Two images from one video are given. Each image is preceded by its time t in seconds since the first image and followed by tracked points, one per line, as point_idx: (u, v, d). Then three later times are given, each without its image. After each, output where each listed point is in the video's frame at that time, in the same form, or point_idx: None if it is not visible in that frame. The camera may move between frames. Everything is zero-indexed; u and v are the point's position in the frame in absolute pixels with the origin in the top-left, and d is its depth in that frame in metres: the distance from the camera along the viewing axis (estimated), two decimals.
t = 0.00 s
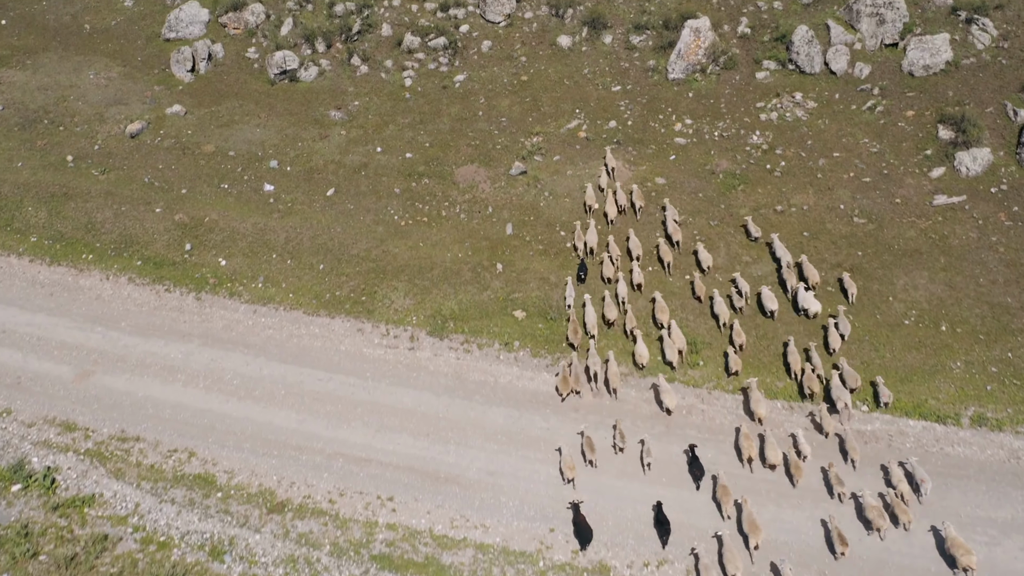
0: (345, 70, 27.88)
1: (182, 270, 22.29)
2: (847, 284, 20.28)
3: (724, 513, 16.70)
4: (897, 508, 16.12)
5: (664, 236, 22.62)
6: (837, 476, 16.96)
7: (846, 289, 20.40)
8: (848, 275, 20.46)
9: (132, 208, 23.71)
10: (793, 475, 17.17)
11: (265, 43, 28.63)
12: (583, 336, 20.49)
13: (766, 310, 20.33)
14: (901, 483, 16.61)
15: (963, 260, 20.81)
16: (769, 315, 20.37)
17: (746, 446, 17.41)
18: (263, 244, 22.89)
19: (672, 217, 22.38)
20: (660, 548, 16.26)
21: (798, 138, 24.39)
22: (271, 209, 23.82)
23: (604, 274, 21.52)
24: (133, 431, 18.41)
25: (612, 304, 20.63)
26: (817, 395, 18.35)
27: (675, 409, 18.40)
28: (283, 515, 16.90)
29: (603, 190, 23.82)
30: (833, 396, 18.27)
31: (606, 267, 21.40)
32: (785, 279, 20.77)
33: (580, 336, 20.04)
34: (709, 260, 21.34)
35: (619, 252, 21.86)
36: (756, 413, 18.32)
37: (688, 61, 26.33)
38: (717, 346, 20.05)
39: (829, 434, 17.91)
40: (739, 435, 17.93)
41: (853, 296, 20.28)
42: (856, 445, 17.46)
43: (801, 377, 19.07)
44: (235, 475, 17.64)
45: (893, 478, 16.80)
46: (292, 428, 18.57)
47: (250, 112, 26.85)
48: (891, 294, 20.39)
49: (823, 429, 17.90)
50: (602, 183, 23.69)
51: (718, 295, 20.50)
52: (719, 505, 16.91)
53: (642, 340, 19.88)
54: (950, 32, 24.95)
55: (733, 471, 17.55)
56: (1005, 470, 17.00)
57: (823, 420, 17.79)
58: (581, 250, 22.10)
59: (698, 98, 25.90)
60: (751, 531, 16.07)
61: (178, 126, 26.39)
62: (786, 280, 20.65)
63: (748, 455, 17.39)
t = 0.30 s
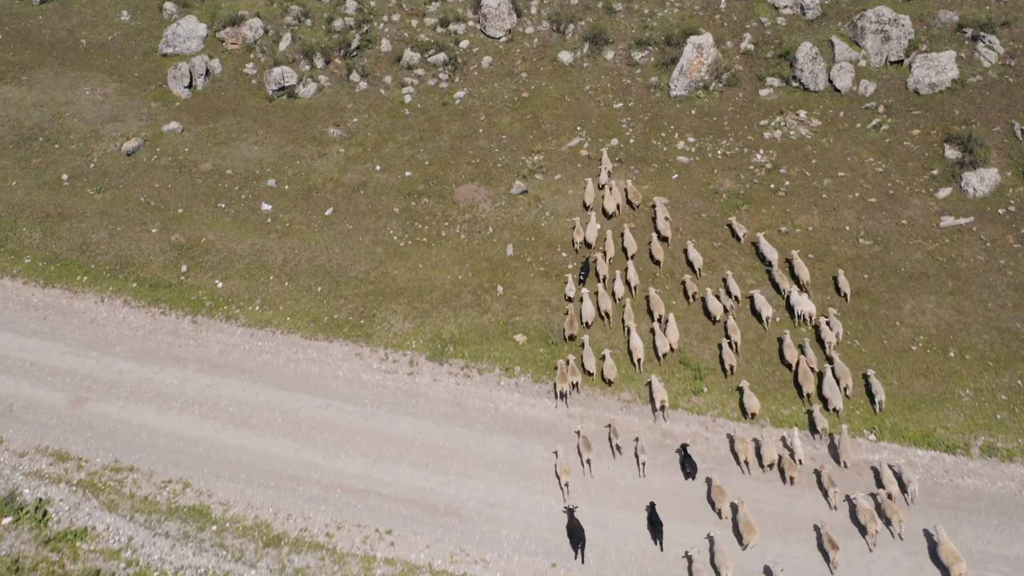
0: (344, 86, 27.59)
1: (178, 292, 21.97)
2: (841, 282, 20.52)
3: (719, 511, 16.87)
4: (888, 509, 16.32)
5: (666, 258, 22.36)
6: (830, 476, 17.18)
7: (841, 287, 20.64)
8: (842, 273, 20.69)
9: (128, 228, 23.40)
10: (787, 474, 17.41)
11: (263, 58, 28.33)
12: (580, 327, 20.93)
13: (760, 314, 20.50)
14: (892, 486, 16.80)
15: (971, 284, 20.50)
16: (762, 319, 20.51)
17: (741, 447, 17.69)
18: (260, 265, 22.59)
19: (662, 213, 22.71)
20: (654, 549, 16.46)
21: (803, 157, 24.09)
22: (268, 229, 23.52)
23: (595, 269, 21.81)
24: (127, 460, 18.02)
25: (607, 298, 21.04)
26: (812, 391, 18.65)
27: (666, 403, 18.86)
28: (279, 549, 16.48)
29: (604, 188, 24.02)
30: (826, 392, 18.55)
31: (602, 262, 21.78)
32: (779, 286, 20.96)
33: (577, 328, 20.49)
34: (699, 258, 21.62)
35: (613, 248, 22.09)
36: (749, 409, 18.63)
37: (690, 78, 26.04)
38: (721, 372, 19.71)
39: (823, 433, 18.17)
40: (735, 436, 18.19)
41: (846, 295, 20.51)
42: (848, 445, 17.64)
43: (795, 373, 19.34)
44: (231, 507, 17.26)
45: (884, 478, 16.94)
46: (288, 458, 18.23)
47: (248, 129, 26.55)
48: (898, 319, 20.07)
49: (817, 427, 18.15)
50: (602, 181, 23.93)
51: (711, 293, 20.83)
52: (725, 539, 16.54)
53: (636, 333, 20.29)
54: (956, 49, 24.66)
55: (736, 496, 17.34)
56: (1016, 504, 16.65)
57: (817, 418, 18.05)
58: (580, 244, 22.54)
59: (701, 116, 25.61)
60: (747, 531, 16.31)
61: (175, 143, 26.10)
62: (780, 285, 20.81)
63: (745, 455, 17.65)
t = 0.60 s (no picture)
0: (342, 108, 27.25)
1: (173, 322, 21.58)
2: (832, 284, 20.79)
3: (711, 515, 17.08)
4: (875, 512, 16.51)
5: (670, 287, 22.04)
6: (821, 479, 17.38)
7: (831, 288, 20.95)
8: (833, 276, 20.99)
9: (123, 256, 23.02)
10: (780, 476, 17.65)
11: (260, 79, 27.99)
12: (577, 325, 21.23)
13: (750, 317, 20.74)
14: (879, 489, 17.01)
15: (981, 315, 20.10)
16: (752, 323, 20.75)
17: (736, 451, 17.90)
18: (257, 294, 22.22)
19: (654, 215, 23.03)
20: (644, 549, 16.73)
21: (808, 182, 23.73)
22: (265, 256, 23.16)
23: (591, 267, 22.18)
24: (119, 501, 17.58)
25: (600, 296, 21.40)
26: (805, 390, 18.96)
27: (658, 401, 19.11)
28: None
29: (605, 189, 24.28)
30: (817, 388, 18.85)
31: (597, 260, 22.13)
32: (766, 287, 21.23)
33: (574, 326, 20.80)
34: (687, 260, 21.88)
35: (611, 246, 22.33)
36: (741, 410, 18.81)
37: (693, 100, 25.70)
38: (727, 407, 19.26)
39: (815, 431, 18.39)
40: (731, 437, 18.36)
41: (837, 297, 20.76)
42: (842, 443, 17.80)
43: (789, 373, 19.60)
44: (225, 550, 16.77)
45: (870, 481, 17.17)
46: (284, 497, 17.77)
47: (245, 152, 26.22)
48: (907, 352, 19.68)
49: (808, 427, 18.37)
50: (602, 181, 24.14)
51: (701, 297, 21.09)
52: None
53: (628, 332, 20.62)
54: (963, 72, 24.31)
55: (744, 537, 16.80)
56: None
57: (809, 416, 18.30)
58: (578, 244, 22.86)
59: (704, 139, 25.27)
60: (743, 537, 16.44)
61: (171, 167, 25.75)
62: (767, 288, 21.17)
63: (739, 458, 17.86)
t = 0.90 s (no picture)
0: (341, 126, 26.98)
1: (168, 347, 21.26)
2: (820, 284, 21.07)
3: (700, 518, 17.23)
4: (862, 512, 16.71)
5: (672, 311, 21.75)
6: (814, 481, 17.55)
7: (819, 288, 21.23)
8: (820, 276, 21.25)
9: (118, 278, 22.72)
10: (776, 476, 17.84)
11: (258, 97, 27.71)
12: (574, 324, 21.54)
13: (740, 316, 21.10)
14: (864, 485, 17.27)
15: (989, 342, 19.79)
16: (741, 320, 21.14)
17: (732, 449, 18.12)
18: (254, 318, 21.91)
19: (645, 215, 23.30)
20: None
21: (812, 204, 23.45)
22: (262, 278, 22.86)
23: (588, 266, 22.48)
24: (112, 534, 17.20)
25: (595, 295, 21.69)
26: (798, 390, 19.20)
27: (651, 397, 19.52)
28: None
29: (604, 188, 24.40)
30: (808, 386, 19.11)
31: (593, 259, 22.39)
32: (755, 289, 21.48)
33: (572, 325, 21.11)
34: (676, 260, 22.13)
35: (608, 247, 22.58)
36: (731, 411, 19.09)
37: (695, 119, 25.42)
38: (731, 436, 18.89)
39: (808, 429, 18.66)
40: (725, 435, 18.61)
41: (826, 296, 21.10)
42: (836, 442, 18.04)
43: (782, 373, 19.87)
44: None
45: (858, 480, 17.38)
46: (279, 530, 17.38)
47: (243, 171, 25.94)
48: (913, 380, 19.35)
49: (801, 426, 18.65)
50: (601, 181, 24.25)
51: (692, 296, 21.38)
52: None
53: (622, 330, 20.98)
54: (969, 92, 24.03)
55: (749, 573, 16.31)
56: None
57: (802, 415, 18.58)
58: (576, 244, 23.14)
59: (707, 159, 24.99)
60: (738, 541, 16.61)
61: (167, 186, 25.47)
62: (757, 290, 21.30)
63: (735, 457, 18.09)
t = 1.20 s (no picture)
0: (339, 146, 26.69)
1: (163, 376, 20.86)
2: (806, 287, 21.35)
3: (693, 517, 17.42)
4: (848, 509, 16.97)
5: (676, 338, 21.38)
6: (807, 481, 17.74)
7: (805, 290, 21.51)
8: (803, 279, 21.58)
9: (112, 305, 22.36)
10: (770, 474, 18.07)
11: (255, 116, 27.41)
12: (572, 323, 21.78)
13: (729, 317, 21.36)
14: (854, 482, 17.48)
15: (998, 373, 19.42)
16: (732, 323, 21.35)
17: (726, 447, 18.40)
18: (250, 345, 21.56)
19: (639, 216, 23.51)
20: None
21: (817, 227, 23.11)
22: (258, 304, 22.52)
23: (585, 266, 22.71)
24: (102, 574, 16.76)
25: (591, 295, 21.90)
26: (787, 394, 19.41)
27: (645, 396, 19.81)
28: None
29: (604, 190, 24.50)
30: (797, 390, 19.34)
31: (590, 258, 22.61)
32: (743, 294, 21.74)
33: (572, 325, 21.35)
34: (667, 262, 22.33)
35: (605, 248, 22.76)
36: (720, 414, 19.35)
37: (698, 140, 25.12)
38: (736, 469, 18.43)
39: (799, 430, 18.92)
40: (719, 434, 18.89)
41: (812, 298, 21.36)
42: (829, 439, 18.41)
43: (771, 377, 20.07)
44: None
45: (847, 476, 17.66)
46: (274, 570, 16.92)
47: (240, 193, 25.61)
48: (921, 412, 18.97)
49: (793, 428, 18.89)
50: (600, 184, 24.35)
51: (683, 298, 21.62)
52: None
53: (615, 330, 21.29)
54: (975, 114, 23.74)
55: None
56: None
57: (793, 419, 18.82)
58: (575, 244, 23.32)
59: (709, 181, 24.68)
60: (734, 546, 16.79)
61: (163, 209, 25.13)
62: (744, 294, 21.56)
63: (729, 455, 18.36)
